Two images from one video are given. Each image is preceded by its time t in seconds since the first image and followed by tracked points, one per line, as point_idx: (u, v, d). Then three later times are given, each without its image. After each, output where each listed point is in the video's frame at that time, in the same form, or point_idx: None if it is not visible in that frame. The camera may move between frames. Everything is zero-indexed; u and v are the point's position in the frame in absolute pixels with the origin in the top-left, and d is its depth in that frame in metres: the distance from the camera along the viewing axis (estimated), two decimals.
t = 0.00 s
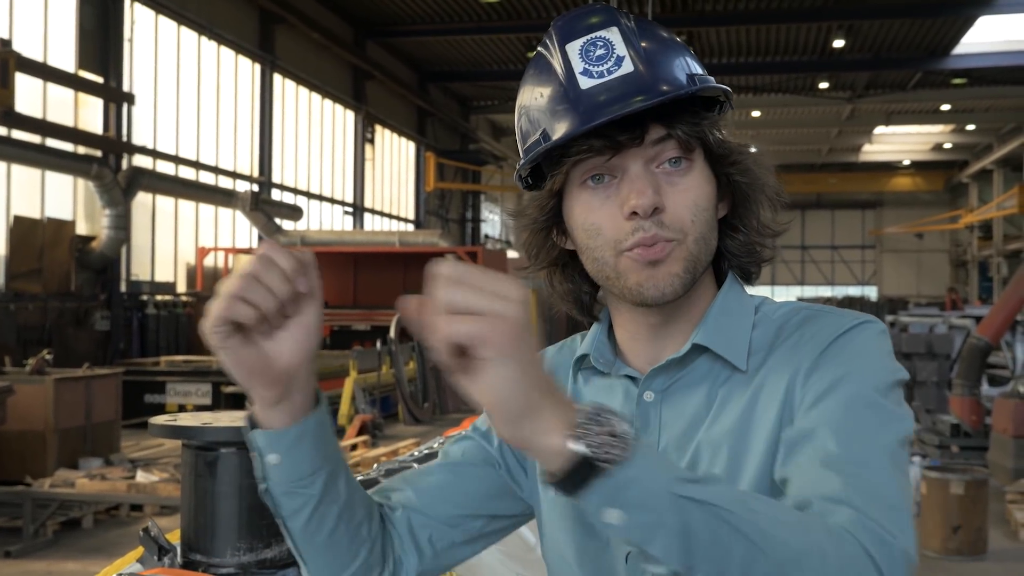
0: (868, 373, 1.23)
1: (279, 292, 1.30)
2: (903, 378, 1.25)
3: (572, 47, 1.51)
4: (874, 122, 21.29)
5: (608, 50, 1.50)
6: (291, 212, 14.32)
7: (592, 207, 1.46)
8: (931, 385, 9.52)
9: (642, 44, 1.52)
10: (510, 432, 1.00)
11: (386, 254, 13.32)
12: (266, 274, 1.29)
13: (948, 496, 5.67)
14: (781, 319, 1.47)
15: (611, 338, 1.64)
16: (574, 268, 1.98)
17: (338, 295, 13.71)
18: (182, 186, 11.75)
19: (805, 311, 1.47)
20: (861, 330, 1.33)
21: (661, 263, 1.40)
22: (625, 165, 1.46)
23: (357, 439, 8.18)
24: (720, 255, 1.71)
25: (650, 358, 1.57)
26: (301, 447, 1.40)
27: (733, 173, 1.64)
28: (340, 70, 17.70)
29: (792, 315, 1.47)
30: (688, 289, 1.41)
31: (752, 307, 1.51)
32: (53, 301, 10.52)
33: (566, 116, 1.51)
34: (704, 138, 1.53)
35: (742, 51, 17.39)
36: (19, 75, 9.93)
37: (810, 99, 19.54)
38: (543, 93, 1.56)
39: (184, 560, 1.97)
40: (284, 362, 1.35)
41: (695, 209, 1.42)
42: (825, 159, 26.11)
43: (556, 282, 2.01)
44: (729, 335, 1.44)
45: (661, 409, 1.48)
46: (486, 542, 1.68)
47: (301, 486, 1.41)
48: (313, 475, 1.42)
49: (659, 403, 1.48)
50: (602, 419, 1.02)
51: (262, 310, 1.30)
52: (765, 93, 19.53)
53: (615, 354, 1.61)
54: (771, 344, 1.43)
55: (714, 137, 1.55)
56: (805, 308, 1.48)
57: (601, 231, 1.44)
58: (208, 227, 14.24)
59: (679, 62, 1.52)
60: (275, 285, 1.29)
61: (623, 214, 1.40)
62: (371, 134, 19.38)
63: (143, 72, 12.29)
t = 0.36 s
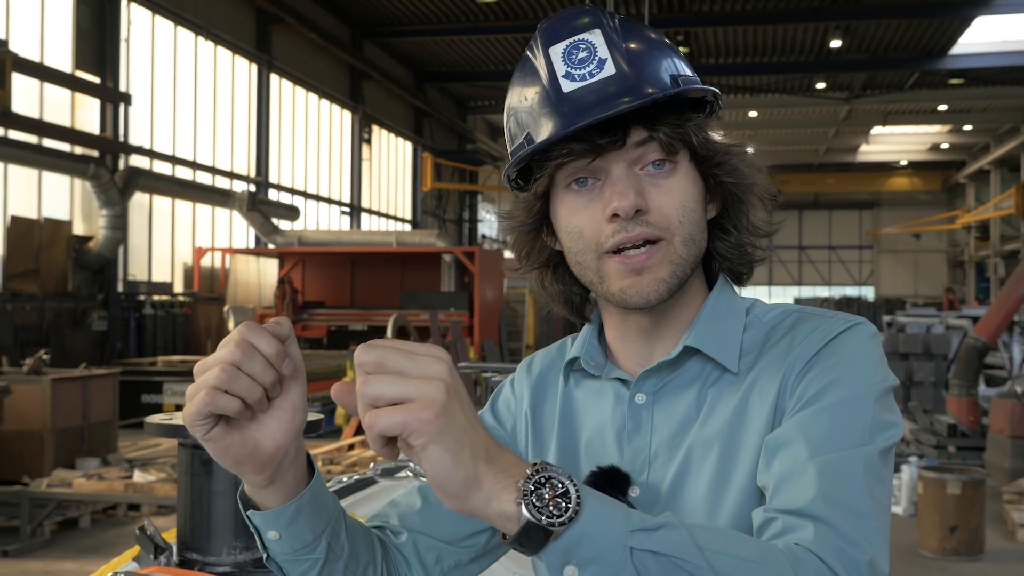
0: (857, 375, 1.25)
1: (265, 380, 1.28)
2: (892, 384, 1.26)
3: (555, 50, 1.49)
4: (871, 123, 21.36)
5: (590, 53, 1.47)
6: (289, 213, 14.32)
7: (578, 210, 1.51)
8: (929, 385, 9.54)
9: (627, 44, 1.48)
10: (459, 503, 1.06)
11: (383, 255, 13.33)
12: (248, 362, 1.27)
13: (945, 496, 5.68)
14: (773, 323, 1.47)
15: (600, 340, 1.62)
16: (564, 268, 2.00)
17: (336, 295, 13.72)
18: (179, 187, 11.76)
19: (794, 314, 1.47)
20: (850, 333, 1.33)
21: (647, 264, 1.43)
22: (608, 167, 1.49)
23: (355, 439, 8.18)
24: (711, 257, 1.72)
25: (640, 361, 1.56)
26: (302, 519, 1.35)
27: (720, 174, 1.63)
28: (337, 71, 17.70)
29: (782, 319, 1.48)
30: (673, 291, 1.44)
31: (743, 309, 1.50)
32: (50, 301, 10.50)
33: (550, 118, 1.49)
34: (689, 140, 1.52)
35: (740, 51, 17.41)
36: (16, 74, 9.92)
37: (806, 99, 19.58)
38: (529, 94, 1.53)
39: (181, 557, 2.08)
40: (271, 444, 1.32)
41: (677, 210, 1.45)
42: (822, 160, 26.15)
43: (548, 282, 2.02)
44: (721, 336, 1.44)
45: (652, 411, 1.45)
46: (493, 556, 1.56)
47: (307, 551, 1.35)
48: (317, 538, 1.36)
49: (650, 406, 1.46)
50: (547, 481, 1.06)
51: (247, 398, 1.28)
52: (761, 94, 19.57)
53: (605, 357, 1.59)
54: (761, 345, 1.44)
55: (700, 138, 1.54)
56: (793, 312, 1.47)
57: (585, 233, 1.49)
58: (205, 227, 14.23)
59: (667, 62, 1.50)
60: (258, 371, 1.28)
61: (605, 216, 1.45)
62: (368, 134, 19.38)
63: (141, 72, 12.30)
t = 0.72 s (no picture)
0: (890, 412, 1.22)
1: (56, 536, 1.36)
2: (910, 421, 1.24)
3: (523, 42, 1.52)
4: (872, 119, 21.36)
5: (552, 45, 1.48)
6: (291, 211, 14.30)
7: (539, 201, 1.54)
8: (931, 381, 9.52)
9: (590, 33, 1.47)
10: None
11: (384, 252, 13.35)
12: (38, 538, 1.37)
13: (947, 493, 5.68)
14: (768, 324, 1.42)
15: (597, 339, 1.60)
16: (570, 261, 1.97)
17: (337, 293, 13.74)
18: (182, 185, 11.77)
19: (792, 318, 1.41)
20: (857, 349, 1.28)
21: (596, 257, 1.44)
22: (563, 158, 1.52)
23: (356, 436, 8.19)
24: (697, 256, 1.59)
25: (631, 360, 1.52)
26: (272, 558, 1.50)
27: (698, 173, 1.51)
28: (339, 68, 17.69)
29: (779, 322, 1.41)
30: (626, 290, 1.43)
31: (737, 310, 1.45)
32: (52, 299, 10.48)
33: (513, 109, 1.53)
34: (653, 134, 1.48)
35: (742, 48, 17.39)
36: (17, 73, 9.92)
37: (808, 96, 19.55)
38: (503, 90, 1.57)
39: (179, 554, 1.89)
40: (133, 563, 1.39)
41: (629, 206, 1.44)
42: (824, 156, 26.13)
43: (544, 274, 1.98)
44: (710, 339, 1.39)
45: (642, 412, 1.42)
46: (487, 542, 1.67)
47: None
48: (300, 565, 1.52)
49: (640, 407, 1.42)
50: None
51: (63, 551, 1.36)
52: (763, 90, 19.57)
53: (602, 357, 1.57)
54: (762, 349, 1.37)
55: (668, 131, 1.48)
56: (788, 312, 1.42)
57: (546, 224, 1.52)
58: (206, 225, 14.24)
59: (635, 55, 1.46)
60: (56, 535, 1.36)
61: (555, 210, 1.48)
62: (370, 131, 19.38)
63: (142, 69, 12.30)
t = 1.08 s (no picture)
0: (889, 436, 1.20)
1: None
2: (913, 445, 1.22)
3: (500, 48, 1.54)
4: (870, 118, 21.39)
5: (521, 51, 1.50)
6: (289, 210, 14.26)
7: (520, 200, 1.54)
8: (928, 379, 9.52)
9: (559, 36, 1.47)
10: None
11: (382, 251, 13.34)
12: None
13: (945, 491, 5.67)
14: (769, 334, 1.39)
15: (592, 332, 1.58)
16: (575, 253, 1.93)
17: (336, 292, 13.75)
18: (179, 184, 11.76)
19: (798, 331, 1.38)
20: (862, 367, 1.25)
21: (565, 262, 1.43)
22: (533, 163, 1.51)
23: (354, 436, 8.18)
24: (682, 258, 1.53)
25: (625, 356, 1.51)
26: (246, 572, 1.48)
27: (675, 178, 1.48)
28: (337, 67, 17.66)
29: (780, 333, 1.39)
30: (600, 296, 1.41)
31: (738, 314, 1.43)
32: (50, 299, 10.45)
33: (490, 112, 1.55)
34: (628, 137, 1.44)
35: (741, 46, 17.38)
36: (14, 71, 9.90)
37: (806, 94, 19.56)
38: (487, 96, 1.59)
39: (178, 557, 1.86)
40: None
41: (598, 212, 1.42)
42: (822, 155, 26.15)
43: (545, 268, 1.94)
44: (708, 341, 1.38)
45: (635, 410, 1.41)
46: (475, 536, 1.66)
47: None
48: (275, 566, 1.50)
49: (634, 403, 1.42)
50: None
51: None
52: (760, 89, 19.58)
53: (598, 349, 1.55)
54: (764, 360, 1.35)
55: (639, 134, 1.45)
56: (792, 324, 1.40)
57: (525, 226, 1.52)
58: (204, 224, 14.22)
59: (609, 55, 1.44)
60: None
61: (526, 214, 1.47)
62: (367, 130, 19.36)
63: (140, 69, 12.28)
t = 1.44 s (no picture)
0: (878, 444, 1.18)
1: None
2: (903, 447, 1.20)
3: (522, 41, 1.52)
4: (871, 120, 21.37)
5: (547, 47, 1.49)
6: (290, 210, 14.23)
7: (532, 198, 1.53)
8: (929, 382, 9.50)
9: (586, 32, 1.47)
10: None
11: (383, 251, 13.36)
12: None
13: (946, 494, 5.65)
14: (768, 337, 1.39)
15: (596, 333, 1.59)
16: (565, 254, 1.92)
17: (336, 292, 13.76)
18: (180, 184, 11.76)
19: (796, 334, 1.38)
20: (855, 371, 1.23)
21: (581, 262, 1.42)
22: (554, 161, 1.50)
23: (355, 437, 8.18)
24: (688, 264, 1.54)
25: (627, 358, 1.51)
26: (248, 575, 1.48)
27: (691, 183, 1.48)
28: (338, 68, 17.66)
29: (779, 337, 1.39)
30: (613, 293, 1.41)
31: (740, 318, 1.43)
32: (51, 298, 10.45)
33: (508, 105, 1.53)
34: (652, 140, 1.45)
35: (743, 48, 17.39)
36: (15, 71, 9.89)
37: (808, 96, 19.53)
38: (503, 90, 1.57)
39: (179, 555, 1.86)
40: None
41: (621, 209, 1.42)
42: (824, 156, 26.15)
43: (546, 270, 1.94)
44: (707, 343, 1.38)
45: (636, 412, 1.41)
46: (483, 538, 1.65)
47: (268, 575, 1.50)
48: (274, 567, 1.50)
49: (635, 406, 1.41)
50: None
51: None
52: (761, 91, 19.59)
53: (601, 350, 1.56)
54: (762, 362, 1.34)
55: (666, 137, 1.46)
56: (791, 328, 1.39)
57: (536, 224, 1.50)
58: (205, 224, 14.22)
59: (634, 58, 1.44)
60: None
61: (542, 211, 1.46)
62: (368, 131, 19.36)
63: (141, 69, 12.28)
